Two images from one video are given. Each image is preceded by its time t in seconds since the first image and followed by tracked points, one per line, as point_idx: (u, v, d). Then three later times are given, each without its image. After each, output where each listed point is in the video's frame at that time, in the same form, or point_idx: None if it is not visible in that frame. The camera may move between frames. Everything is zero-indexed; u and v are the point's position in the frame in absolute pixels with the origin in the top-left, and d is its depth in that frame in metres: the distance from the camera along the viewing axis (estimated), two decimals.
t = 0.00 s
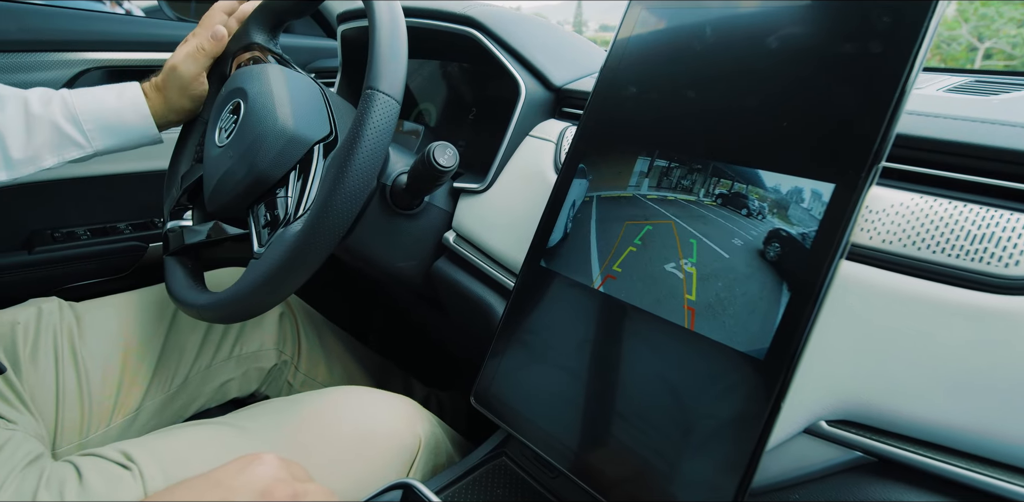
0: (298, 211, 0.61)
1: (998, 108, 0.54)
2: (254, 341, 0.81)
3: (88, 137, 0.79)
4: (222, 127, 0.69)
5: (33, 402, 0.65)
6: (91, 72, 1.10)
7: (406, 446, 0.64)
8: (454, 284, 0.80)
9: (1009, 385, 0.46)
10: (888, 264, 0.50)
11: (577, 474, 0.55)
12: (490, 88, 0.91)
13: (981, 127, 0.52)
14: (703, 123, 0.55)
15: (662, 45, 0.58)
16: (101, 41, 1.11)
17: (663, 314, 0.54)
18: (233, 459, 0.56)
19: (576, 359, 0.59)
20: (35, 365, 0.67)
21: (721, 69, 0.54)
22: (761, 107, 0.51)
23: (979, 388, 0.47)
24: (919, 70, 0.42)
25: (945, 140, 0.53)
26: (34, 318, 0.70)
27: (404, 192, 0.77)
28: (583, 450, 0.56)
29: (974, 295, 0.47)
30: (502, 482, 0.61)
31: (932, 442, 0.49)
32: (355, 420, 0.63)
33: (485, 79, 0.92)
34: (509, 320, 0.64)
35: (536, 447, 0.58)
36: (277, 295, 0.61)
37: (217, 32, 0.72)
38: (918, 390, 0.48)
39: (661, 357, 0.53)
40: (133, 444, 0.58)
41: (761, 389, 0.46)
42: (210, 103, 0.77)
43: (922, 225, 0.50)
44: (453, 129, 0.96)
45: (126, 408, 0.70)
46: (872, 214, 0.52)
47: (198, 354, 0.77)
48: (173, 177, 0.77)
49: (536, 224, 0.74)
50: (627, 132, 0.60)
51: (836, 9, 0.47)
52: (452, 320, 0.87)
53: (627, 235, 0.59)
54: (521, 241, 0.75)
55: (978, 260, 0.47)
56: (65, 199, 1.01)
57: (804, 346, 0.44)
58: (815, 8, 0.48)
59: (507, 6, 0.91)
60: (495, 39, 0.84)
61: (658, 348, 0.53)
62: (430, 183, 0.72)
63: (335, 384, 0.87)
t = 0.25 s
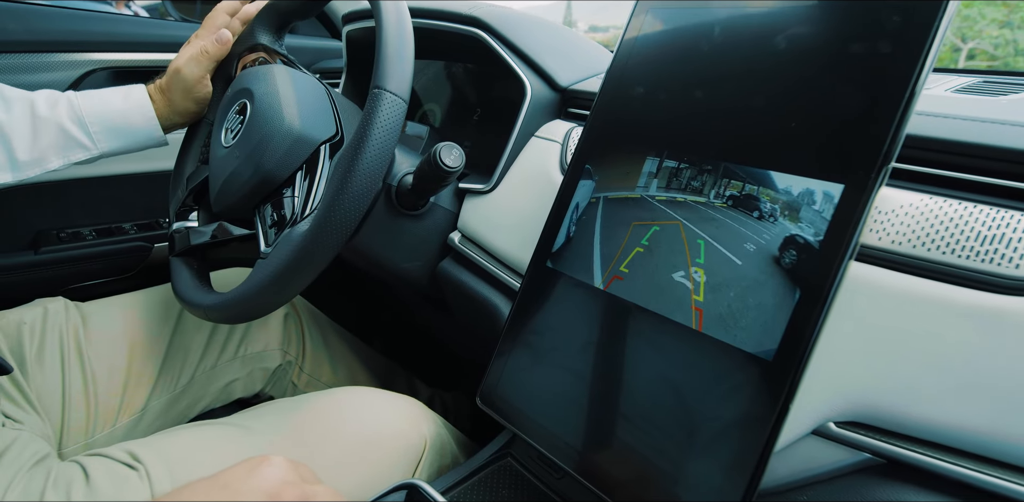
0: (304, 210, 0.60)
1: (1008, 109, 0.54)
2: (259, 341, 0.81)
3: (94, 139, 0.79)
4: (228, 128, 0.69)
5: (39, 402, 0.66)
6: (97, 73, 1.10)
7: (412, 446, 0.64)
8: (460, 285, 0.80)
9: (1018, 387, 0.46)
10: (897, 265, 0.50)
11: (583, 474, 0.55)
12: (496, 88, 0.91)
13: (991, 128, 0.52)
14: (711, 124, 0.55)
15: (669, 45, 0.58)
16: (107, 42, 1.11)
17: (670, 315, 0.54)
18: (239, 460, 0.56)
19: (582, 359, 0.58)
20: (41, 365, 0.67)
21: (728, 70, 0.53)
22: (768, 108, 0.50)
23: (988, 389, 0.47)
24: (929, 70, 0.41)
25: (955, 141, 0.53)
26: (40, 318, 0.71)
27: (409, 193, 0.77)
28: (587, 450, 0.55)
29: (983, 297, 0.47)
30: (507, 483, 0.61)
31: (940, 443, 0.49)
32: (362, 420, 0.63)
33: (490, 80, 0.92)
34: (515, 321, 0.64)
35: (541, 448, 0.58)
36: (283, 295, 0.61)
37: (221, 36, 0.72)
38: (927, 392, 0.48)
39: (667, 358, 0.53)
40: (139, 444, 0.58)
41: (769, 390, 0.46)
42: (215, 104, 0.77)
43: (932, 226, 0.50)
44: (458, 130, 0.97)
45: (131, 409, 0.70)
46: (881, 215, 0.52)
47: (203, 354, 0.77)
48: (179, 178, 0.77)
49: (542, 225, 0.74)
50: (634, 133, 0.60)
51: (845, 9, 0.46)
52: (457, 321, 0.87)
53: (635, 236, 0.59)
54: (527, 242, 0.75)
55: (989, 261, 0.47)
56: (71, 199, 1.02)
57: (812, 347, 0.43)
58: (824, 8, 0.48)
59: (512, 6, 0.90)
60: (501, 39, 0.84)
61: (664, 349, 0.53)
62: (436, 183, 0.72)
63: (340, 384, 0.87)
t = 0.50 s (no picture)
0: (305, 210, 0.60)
1: (1008, 110, 0.54)
2: (259, 342, 0.81)
3: (93, 141, 0.79)
4: (228, 129, 0.69)
5: (39, 402, 0.66)
6: (98, 74, 1.11)
7: (411, 448, 0.64)
8: (459, 286, 0.80)
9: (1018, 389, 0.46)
10: (898, 267, 0.50)
11: (582, 476, 0.55)
12: (496, 90, 0.91)
13: (992, 129, 0.52)
14: (710, 125, 0.54)
15: (668, 46, 0.58)
16: (108, 43, 1.12)
17: (668, 316, 0.54)
18: (238, 460, 0.57)
19: (581, 361, 0.58)
20: (41, 365, 0.68)
21: (728, 71, 0.53)
22: (768, 109, 0.50)
23: (987, 392, 0.46)
24: (929, 71, 0.41)
25: (956, 143, 0.52)
26: (40, 318, 0.71)
27: (409, 194, 0.77)
28: (586, 452, 0.55)
29: (983, 299, 0.47)
30: (506, 485, 0.61)
31: (940, 446, 0.49)
32: (362, 420, 0.63)
33: (490, 81, 0.92)
34: (514, 322, 0.64)
35: (540, 449, 0.58)
36: (284, 295, 0.60)
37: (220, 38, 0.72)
38: (926, 394, 0.48)
39: (666, 359, 0.53)
40: (138, 445, 0.58)
41: (768, 393, 0.46)
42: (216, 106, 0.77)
43: (932, 227, 0.50)
44: (458, 130, 0.97)
45: (131, 409, 0.70)
46: (881, 216, 0.52)
47: (203, 355, 0.77)
48: (179, 179, 0.77)
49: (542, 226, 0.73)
50: (633, 134, 0.60)
51: (845, 10, 0.46)
52: (458, 322, 0.87)
53: (635, 237, 0.59)
54: (527, 243, 0.75)
55: (989, 263, 0.47)
56: (72, 200, 1.02)
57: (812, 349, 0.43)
58: (824, 9, 0.48)
59: (512, 7, 0.90)
60: (501, 41, 0.84)
61: (662, 350, 0.53)
62: (435, 184, 0.72)
63: (339, 385, 0.87)
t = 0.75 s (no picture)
0: (311, 209, 0.61)
1: (1016, 111, 0.54)
2: (265, 342, 0.82)
3: (99, 143, 0.79)
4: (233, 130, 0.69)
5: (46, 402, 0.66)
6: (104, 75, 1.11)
7: (416, 448, 0.64)
8: (464, 286, 0.80)
9: None
10: (906, 268, 0.50)
11: (587, 477, 0.55)
12: (500, 90, 0.91)
13: (1000, 129, 0.52)
14: (716, 126, 0.54)
15: (674, 46, 0.58)
16: (113, 43, 1.12)
17: (674, 317, 0.54)
18: (244, 460, 0.57)
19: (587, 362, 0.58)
20: (48, 364, 0.68)
21: (735, 71, 0.53)
22: (775, 110, 0.50)
23: (995, 393, 0.46)
24: (937, 72, 0.41)
25: (964, 143, 0.52)
26: (46, 318, 0.71)
27: (415, 194, 0.77)
28: (590, 452, 0.55)
29: (991, 300, 0.46)
30: (512, 486, 0.61)
31: (948, 447, 0.49)
32: (369, 421, 0.63)
33: (494, 82, 0.92)
34: (519, 322, 0.64)
35: (546, 449, 0.58)
36: (290, 295, 0.61)
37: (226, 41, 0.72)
38: (934, 396, 0.48)
39: (673, 360, 0.53)
40: (145, 445, 0.58)
41: (775, 394, 0.45)
42: (221, 107, 0.77)
43: (940, 229, 0.49)
44: (462, 131, 0.97)
45: (137, 409, 0.71)
46: (889, 218, 0.52)
47: (209, 355, 0.77)
48: (185, 180, 0.77)
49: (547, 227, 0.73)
50: (639, 134, 0.60)
51: (853, 11, 0.46)
52: (462, 322, 0.87)
53: (641, 237, 0.59)
54: (532, 244, 0.75)
55: (998, 264, 0.47)
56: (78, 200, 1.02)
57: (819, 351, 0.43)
58: (831, 9, 0.48)
59: (517, 8, 0.90)
60: (506, 41, 0.84)
61: (667, 351, 0.53)
62: (441, 185, 0.72)
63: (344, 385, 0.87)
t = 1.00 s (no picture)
0: (317, 209, 0.61)
1: None
2: (269, 342, 0.82)
3: (106, 143, 0.79)
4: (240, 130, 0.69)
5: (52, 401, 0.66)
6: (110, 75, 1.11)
7: (421, 449, 0.64)
8: (469, 287, 0.80)
9: None
10: (914, 270, 0.49)
11: (592, 478, 0.55)
12: (505, 91, 0.91)
13: (1010, 130, 0.51)
14: (723, 127, 0.54)
15: (681, 47, 0.58)
16: (120, 45, 1.12)
17: (680, 318, 0.54)
18: (249, 460, 0.57)
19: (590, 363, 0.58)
20: (54, 363, 0.68)
21: (742, 72, 0.53)
22: (782, 110, 0.50)
23: (1004, 396, 0.46)
24: (946, 73, 0.41)
25: (974, 144, 0.52)
26: (53, 318, 0.71)
27: (419, 195, 0.77)
28: (594, 453, 0.55)
29: (1001, 302, 0.46)
30: (516, 487, 0.61)
31: (957, 450, 0.49)
32: (372, 422, 0.63)
33: (500, 83, 0.92)
34: (524, 323, 0.64)
35: (549, 450, 0.58)
36: (295, 295, 0.61)
37: (231, 43, 0.73)
38: (942, 397, 0.48)
39: (679, 362, 0.52)
40: (151, 444, 0.58)
41: (783, 396, 0.45)
42: (227, 109, 0.77)
43: (948, 230, 0.49)
44: (467, 132, 0.97)
45: (142, 409, 0.71)
46: (897, 219, 0.52)
47: (214, 355, 0.78)
48: (193, 177, 0.77)
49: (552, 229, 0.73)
50: (644, 135, 0.60)
51: (861, 11, 0.46)
52: (466, 323, 0.87)
53: (646, 239, 0.59)
54: (537, 244, 0.75)
55: (1007, 266, 0.46)
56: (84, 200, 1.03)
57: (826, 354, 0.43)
58: (839, 10, 0.47)
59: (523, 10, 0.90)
60: (512, 42, 0.84)
61: (672, 352, 0.53)
62: (446, 185, 0.72)
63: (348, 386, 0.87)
